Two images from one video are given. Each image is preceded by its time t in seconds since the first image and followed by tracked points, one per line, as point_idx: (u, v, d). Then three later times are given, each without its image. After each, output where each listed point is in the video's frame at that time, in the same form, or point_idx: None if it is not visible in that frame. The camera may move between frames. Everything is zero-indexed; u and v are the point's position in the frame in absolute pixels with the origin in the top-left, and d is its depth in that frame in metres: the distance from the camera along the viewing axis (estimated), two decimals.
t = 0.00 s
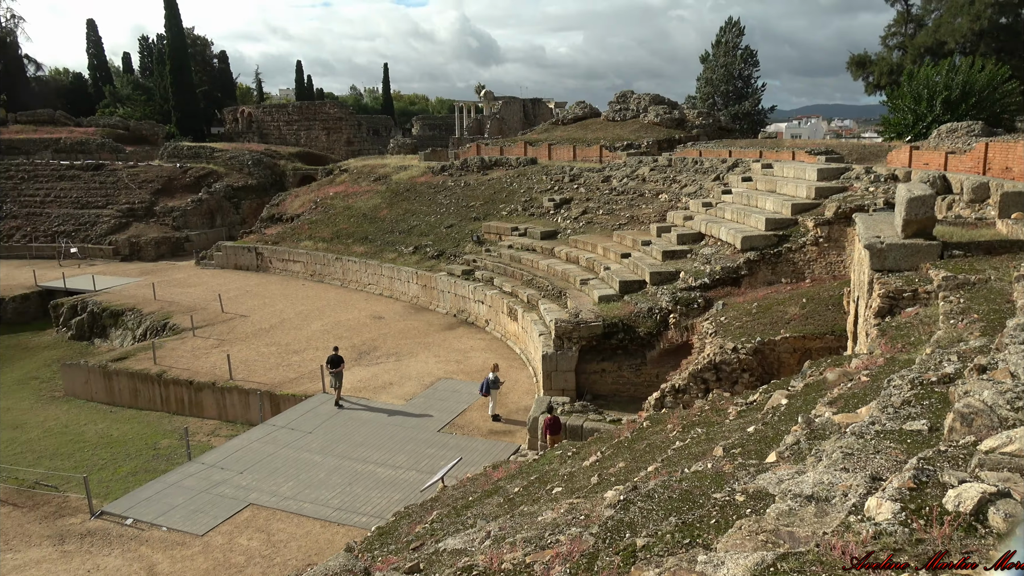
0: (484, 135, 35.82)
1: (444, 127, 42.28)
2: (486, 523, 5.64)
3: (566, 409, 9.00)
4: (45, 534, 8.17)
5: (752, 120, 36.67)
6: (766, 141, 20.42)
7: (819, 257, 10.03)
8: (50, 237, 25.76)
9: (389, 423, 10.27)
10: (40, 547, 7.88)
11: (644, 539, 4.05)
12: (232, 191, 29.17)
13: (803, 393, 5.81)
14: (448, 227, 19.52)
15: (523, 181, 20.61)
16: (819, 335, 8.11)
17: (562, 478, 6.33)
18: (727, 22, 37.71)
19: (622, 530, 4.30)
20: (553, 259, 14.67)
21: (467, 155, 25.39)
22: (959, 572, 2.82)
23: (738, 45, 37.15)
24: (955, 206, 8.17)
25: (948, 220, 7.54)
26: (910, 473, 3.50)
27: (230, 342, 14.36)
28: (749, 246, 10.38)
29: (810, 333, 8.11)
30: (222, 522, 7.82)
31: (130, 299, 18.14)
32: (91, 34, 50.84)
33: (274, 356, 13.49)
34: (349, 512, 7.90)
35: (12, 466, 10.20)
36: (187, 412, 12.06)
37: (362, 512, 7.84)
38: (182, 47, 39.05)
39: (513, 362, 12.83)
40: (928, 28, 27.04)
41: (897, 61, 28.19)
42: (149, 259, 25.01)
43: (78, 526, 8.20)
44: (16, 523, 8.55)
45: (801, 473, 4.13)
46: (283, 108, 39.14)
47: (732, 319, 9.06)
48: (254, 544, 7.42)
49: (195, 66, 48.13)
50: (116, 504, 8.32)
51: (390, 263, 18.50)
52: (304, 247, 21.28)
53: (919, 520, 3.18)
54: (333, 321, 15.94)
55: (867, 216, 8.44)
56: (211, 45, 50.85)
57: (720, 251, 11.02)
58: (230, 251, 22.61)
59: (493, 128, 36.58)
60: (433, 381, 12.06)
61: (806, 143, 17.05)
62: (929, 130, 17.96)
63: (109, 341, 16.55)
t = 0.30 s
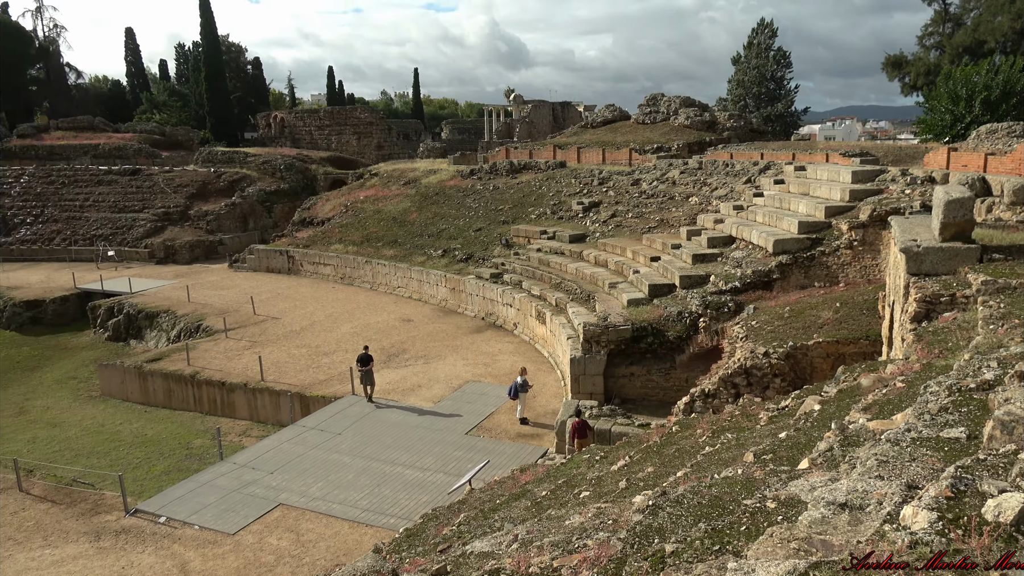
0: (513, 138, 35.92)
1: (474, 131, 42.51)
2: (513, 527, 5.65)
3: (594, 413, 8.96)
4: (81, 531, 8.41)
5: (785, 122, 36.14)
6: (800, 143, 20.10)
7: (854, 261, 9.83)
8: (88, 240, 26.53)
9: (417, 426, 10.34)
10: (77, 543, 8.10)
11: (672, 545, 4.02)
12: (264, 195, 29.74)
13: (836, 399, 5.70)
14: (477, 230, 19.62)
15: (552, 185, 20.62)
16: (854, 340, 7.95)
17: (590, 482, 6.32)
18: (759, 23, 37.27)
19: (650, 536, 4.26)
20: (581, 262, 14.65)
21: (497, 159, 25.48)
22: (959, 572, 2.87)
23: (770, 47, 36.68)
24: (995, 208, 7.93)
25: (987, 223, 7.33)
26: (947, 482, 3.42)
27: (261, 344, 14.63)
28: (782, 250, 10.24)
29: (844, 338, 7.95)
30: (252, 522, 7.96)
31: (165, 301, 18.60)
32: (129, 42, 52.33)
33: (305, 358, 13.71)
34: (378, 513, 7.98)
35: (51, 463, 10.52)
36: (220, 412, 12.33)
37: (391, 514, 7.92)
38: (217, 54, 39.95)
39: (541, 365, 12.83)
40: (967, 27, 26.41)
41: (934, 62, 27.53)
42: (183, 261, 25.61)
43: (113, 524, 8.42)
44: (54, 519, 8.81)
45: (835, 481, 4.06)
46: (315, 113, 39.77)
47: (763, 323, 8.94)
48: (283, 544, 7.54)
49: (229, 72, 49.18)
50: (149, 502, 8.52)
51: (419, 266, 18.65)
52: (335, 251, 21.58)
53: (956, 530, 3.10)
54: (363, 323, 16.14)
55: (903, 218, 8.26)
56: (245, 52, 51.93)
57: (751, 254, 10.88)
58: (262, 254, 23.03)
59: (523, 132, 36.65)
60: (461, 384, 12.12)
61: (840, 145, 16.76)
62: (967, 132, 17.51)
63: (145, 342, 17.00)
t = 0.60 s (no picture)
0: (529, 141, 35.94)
1: (490, 134, 42.62)
2: (529, 530, 5.65)
3: (610, 416, 8.93)
4: (101, 530, 8.54)
5: (803, 124, 35.80)
6: (818, 145, 19.91)
7: (873, 264, 9.72)
8: (109, 242, 26.96)
9: (433, 428, 10.38)
10: (97, 543, 8.22)
11: (690, 549, 3.99)
12: (282, 198, 30.02)
13: (855, 404, 5.64)
14: (493, 233, 19.66)
15: (568, 187, 20.60)
16: (872, 344, 7.86)
17: (607, 485, 6.30)
18: (778, 24, 36.97)
19: (667, 540, 4.24)
20: (598, 264, 14.61)
21: (513, 161, 25.51)
22: (959, 571, 2.91)
23: (789, 48, 36.38)
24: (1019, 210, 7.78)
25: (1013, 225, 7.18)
26: (969, 488, 3.36)
27: (279, 346, 14.77)
28: (800, 252, 10.14)
29: (863, 342, 7.87)
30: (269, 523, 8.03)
31: (184, 303, 18.85)
32: (149, 46, 53.12)
33: (321, 359, 13.82)
34: (394, 515, 8.02)
35: (72, 463, 10.70)
36: (237, 414, 12.46)
37: (408, 516, 7.96)
38: (236, 58, 40.43)
39: (557, 368, 12.81)
40: (990, 26, 26.02)
41: (956, 62, 27.13)
42: (202, 264, 25.94)
43: (132, 524, 8.54)
44: (75, 518, 8.95)
45: (854, 486, 4.01)
46: (332, 116, 40.10)
47: (781, 327, 8.86)
48: (300, 545, 7.60)
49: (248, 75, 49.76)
50: (167, 503, 8.63)
51: (435, 268, 18.73)
52: (352, 253, 21.73)
53: (979, 537, 3.05)
54: (379, 325, 16.22)
55: (924, 220, 8.14)
56: (263, 55, 52.50)
57: (769, 257, 10.79)
58: (280, 257, 23.24)
59: (539, 134, 36.67)
60: (477, 386, 12.14)
61: (860, 147, 16.57)
62: (990, 132, 17.24)
63: (164, 344, 17.24)
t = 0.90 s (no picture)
0: (547, 145, 35.96)
1: (508, 138, 42.73)
2: (548, 534, 5.65)
3: (629, 421, 8.90)
4: (124, 530, 8.67)
5: (825, 126, 35.41)
6: (840, 147, 19.68)
7: (897, 268, 9.59)
8: (133, 246, 27.42)
9: (452, 431, 10.41)
10: (120, 542, 8.35)
11: (710, 555, 3.97)
12: (302, 202, 30.34)
13: (878, 409, 5.56)
14: (512, 236, 19.69)
15: (586, 191, 20.57)
16: (896, 349, 7.75)
17: (626, 490, 6.27)
18: (798, 26, 36.65)
19: (689, 546, 4.21)
20: (616, 268, 14.58)
21: (531, 165, 25.52)
22: (958, 571, 3.00)
23: (810, 50, 36.05)
24: None
25: None
26: (999, 496, 3.30)
27: (299, 349, 14.91)
28: (822, 256, 10.04)
29: (887, 347, 7.76)
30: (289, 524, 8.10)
31: (205, 306, 19.12)
32: (173, 52, 54.00)
33: (341, 362, 13.93)
34: (413, 518, 8.06)
35: (96, 464, 10.89)
36: (257, 416, 12.60)
37: (427, 519, 7.99)
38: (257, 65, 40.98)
39: (576, 372, 12.79)
40: (1017, 27, 25.56)
41: (982, 63, 26.68)
42: (224, 267, 26.29)
43: (155, 524, 8.67)
44: (99, 518, 9.11)
45: (879, 493, 3.96)
46: (352, 121, 40.44)
47: (803, 331, 8.77)
48: (319, 547, 7.66)
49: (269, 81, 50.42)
50: (189, 504, 8.75)
51: (454, 272, 18.78)
52: (371, 257, 21.88)
53: (1009, 547, 3.00)
54: (398, 328, 16.31)
55: (948, 224, 8.02)
56: (284, 61, 53.15)
57: (790, 261, 10.69)
58: (300, 260, 23.45)
59: (558, 138, 36.67)
60: (495, 390, 12.15)
61: (882, 150, 16.36)
62: (1017, 135, 16.93)
63: (186, 346, 17.49)
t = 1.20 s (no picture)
0: (573, 146, 35.91)
1: (534, 140, 42.78)
2: (574, 537, 5.65)
3: (657, 424, 8.84)
4: (156, 527, 8.87)
5: (856, 126, 34.79)
6: (872, 148, 19.32)
7: (931, 270, 9.39)
8: (165, 247, 28.05)
9: (478, 433, 10.46)
10: (152, 539, 8.54)
11: (739, 562, 3.94)
12: (330, 204, 30.74)
13: (913, 414, 5.45)
14: (538, 238, 19.71)
15: (613, 193, 20.49)
16: (930, 353, 7.58)
17: (654, 494, 6.23)
18: (829, 25, 36.07)
19: (718, 552, 4.17)
20: (643, 270, 14.50)
21: (557, 167, 25.50)
22: (957, 571, 3.10)
23: (841, 49, 35.45)
24: None
25: None
26: None
27: (326, 350, 15.11)
28: (853, 258, 9.87)
29: (920, 350, 7.59)
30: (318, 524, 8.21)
31: (235, 307, 19.47)
32: (204, 58, 55.11)
33: (368, 363, 14.08)
34: (439, 518, 8.12)
35: (130, 461, 11.17)
36: (286, 415, 12.81)
37: (454, 520, 8.05)
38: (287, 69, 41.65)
39: (602, 374, 12.75)
40: None
41: (1020, 60, 25.97)
42: (253, 268, 26.76)
43: (186, 522, 8.86)
44: (133, 515, 9.32)
45: (915, 500, 3.88)
46: (379, 124, 40.85)
47: (834, 334, 8.64)
48: (347, 547, 7.76)
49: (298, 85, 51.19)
50: (220, 502, 8.92)
51: (480, 273, 18.86)
52: (398, 258, 22.07)
53: None
54: (424, 330, 16.43)
55: (984, 225, 7.82)
56: (312, 65, 53.93)
57: (821, 263, 10.53)
58: (328, 262, 23.75)
59: (584, 139, 36.60)
60: (521, 392, 12.18)
61: (916, 149, 16.03)
62: None
63: (216, 346, 17.85)
